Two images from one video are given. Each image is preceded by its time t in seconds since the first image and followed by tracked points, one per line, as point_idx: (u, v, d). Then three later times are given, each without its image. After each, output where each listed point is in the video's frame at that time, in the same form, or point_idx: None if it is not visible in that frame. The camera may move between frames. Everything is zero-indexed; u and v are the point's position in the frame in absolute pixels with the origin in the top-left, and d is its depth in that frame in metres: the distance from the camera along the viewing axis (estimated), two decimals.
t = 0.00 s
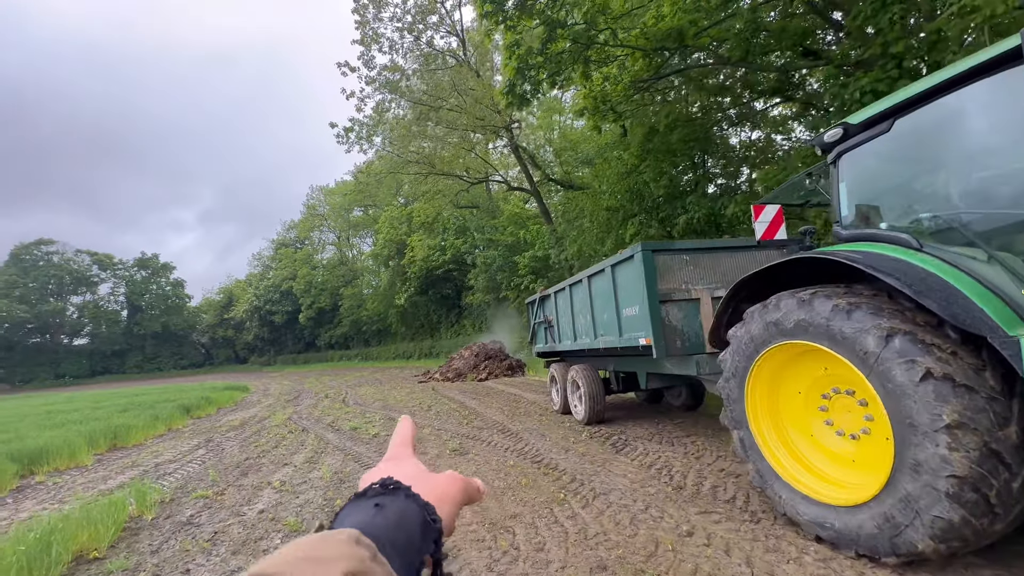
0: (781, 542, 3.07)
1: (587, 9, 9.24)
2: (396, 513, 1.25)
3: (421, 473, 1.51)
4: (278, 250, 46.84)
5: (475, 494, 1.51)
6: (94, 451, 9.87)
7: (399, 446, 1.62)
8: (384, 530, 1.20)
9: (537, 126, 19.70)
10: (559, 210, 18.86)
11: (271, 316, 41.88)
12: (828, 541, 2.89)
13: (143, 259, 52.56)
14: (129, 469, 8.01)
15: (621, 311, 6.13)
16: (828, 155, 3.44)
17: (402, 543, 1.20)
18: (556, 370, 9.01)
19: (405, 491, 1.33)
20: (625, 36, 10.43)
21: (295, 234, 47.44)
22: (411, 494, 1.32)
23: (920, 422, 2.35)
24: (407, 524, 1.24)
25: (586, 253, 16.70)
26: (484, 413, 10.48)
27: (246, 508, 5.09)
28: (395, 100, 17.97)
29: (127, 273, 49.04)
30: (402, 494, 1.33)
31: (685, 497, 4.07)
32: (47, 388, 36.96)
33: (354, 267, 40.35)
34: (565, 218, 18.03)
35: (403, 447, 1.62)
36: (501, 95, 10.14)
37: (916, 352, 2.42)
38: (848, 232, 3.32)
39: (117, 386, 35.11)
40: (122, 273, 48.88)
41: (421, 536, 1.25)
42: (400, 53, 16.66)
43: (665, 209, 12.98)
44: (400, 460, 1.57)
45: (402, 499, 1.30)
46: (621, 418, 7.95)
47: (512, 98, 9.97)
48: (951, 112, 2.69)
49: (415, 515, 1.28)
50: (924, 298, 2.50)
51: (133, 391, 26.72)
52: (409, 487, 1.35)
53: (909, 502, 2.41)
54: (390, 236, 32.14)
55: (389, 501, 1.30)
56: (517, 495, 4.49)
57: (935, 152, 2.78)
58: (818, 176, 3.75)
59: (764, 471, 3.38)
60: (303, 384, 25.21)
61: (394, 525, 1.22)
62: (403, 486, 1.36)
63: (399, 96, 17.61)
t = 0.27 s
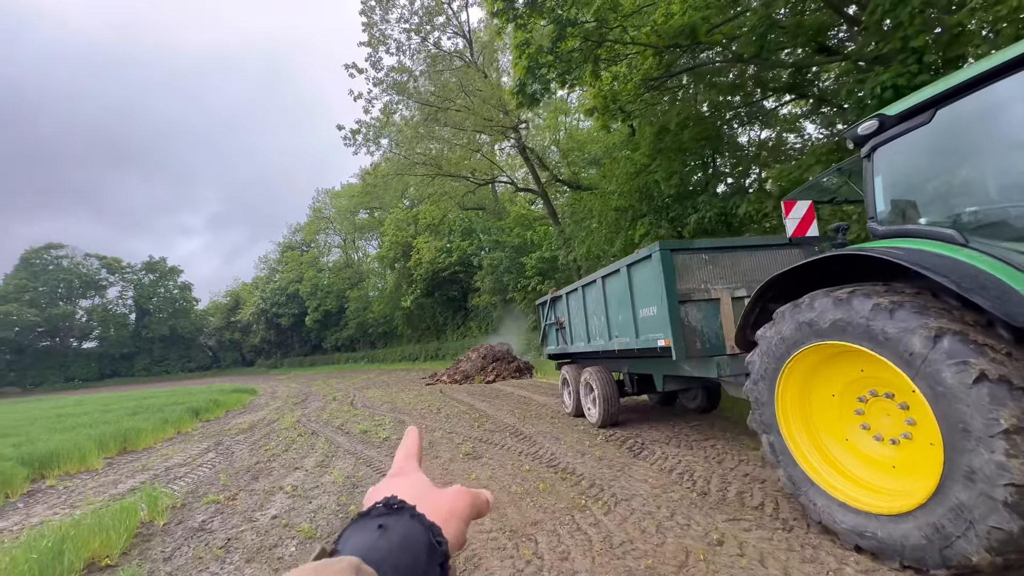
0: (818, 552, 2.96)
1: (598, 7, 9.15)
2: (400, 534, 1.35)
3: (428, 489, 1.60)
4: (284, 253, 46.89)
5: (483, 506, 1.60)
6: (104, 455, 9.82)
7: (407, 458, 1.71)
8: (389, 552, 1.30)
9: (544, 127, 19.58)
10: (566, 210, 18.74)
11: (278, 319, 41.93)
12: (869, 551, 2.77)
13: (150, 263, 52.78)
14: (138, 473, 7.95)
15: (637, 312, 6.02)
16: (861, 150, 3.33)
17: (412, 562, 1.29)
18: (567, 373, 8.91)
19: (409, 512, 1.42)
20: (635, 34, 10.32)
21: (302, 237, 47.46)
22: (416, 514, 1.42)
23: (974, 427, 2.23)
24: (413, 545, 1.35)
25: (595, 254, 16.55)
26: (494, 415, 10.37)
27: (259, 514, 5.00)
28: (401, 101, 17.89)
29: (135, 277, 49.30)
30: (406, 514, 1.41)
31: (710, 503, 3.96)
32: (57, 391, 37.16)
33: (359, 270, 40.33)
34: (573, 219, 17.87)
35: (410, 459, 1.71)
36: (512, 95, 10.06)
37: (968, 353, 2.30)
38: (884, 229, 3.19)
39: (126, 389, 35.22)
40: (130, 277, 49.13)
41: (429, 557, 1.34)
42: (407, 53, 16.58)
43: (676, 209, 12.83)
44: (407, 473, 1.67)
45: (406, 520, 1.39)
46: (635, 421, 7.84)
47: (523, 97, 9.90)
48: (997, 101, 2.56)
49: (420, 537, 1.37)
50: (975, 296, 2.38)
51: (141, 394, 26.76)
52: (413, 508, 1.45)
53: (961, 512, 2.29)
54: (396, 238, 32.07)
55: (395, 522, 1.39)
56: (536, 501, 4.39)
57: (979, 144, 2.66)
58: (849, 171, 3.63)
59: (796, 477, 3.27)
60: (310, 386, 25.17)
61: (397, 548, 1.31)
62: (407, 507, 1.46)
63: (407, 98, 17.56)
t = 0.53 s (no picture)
0: (856, 557, 2.82)
1: None
2: (391, 533, 1.41)
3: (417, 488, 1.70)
4: (290, 254, 46.88)
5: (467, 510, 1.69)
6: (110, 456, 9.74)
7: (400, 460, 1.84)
8: (381, 550, 1.36)
9: (550, 125, 19.42)
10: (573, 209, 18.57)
11: (284, 320, 41.94)
12: (912, 557, 2.63)
13: (157, 265, 52.94)
14: (146, 475, 7.86)
15: (652, 308, 5.86)
16: (896, 135, 3.17)
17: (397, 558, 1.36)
18: (578, 372, 8.79)
19: (400, 511, 1.48)
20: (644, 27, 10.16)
21: (307, 238, 47.42)
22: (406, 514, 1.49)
23: None
24: (400, 541, 1.41)
25: (603, 253, 16.37)
26: (503, 416, 10.23)
27: (267, 517, 4.88)
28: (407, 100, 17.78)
29: (142, 279, 49.50)
30: (395, 514, 1.48)
31: (735, 506, 3.81)
32: (65, 392, 37.30)
33: (365, 271, 40.26)
34: (580, 218, 17.69)
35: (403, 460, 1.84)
36: (521, 90, 9.93)
37: None
38: (922, 216, 3.04)
39: (133, 390, 35.30)
40: (137, 280, 49.34)
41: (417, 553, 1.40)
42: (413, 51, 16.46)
43: (684, 206, 12.52)
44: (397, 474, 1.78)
45: (397, 520, 1.45)
46: (648, 420, 7.70)
47: (532, 93, 9.75)
48: None
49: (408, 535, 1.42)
50: None
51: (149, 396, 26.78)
52: (405, 507, 1.51)
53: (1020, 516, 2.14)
54: (402, 239, 31.97)
55: (383, 521, 1.45)
56: (552, 503, 4.25)
57: None
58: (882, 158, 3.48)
59: (830, 478, 3.11)
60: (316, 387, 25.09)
61: (385, 546, 1.36)
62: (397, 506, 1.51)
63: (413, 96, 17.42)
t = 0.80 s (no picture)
0: (894, 568, 2.67)
1: None
2: (389, 534, 1.25)
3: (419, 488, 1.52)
4: (294, 254, 46.83)
5: (479, 511, 1.52)
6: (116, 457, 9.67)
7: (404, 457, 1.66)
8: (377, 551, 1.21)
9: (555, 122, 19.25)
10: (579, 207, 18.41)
11: (288, 320, 41.96)
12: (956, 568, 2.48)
13: (162, 265, 53.07)
14: (150, 476, 7.76)
15: (666, 306, 5.71)
16: (932, 121, 3.01)
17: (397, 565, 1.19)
18: (587, 372, 8.65)
19: (401, 512, 1.32)
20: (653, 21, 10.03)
21: (310, 238, 47.35)
22: (407, 515, 1.33)
23: None
24: (400, 545, 1.23)
25: (609, 252, 16.18)
26: (511, 416, 10.09)
27: (273, 521, 4.76)
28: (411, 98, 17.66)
29: (148, 279, 49.67)
30: (397, 515, 1.32)
31: (759, 511, 3.66)
32: (72, 393, 37.44)
33: (369, 270, 40.17)
34: (585, 216, 17.49)
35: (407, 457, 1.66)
36: (528, 85, 9.79)
37: None
38: (960, 206, 2.87)
39: (139, 390, 35.40)
40: (143, 280, 49.51)
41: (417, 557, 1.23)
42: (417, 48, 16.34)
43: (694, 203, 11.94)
44: (400, 471, 1.60)
45: (398, 520, 1.29)
46: (660, 421, 7.55)
47: (539, 88, 9.65)
48: None
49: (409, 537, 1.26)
50: None
51: (155, 396, 26.83)
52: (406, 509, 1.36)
53: None
54: (406, 238, 31.84)
55: (383, 522, 1.29)
56: (567, 508, 4.12)
57: None
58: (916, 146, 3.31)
59: (862, 484, 2.95)
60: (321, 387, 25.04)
61: (384, 549, 1.21)
62: (399, 506, 1.35)
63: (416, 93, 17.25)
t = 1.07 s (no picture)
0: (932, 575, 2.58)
1: None
2: (405, 542, 1.03)
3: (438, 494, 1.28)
4: (298, 253, 46.78)
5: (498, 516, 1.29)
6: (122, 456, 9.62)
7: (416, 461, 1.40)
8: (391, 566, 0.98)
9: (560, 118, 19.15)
10: (584, 204, 18.31)
11: (292, 319, 42.02)
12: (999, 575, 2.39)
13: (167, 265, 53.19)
14: (157, 476, 7.70)
15: (680, 303, 5.60)
16: (969, 111, 2.89)
17: None
18: (597, 370, 8.56)
19: (417, 515, 1.12)
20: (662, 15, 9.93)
21: (314, 237, 47.27)
22: (424, 519, 1.12)
23: None
24: (419, 556, 1.03)
25: (615, 249, 16.03)
26: (519, 414, 9.99)
27: (283, 522, 4.68)
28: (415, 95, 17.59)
29: (152, 279, 49.87)
30: (412, 519, 1.11)
31: (783, 514, 3.56)
32: (78, 392, 37.60)
33: (372, 269, 40.15)
34: (591, 213, 17.34)
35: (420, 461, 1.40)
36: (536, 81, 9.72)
37: None
38: (1004, 197, 2.72)
39: (144, 390, 35.53)
40: (148, 280, 49.78)
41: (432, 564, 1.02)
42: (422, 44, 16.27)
43: (702, 198, 11.59)
44: (415, 475, 1.36)
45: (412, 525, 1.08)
46: (672, 419, 7.45)
47: (547, 83, 9.58)
48: None
49: (428, 544, 1.05)
50: None
51: (161, 394, 26.91)
52: (421, 513, 1.14)
53: None
54: (410, 237, 31.73)
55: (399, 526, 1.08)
56: (583, 510, 4.03)
57: None
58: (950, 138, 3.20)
59: (894, 486, 2.85)
60: (325, 386, 25.03)
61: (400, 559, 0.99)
62: (416, 512, 1.14)
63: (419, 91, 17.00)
